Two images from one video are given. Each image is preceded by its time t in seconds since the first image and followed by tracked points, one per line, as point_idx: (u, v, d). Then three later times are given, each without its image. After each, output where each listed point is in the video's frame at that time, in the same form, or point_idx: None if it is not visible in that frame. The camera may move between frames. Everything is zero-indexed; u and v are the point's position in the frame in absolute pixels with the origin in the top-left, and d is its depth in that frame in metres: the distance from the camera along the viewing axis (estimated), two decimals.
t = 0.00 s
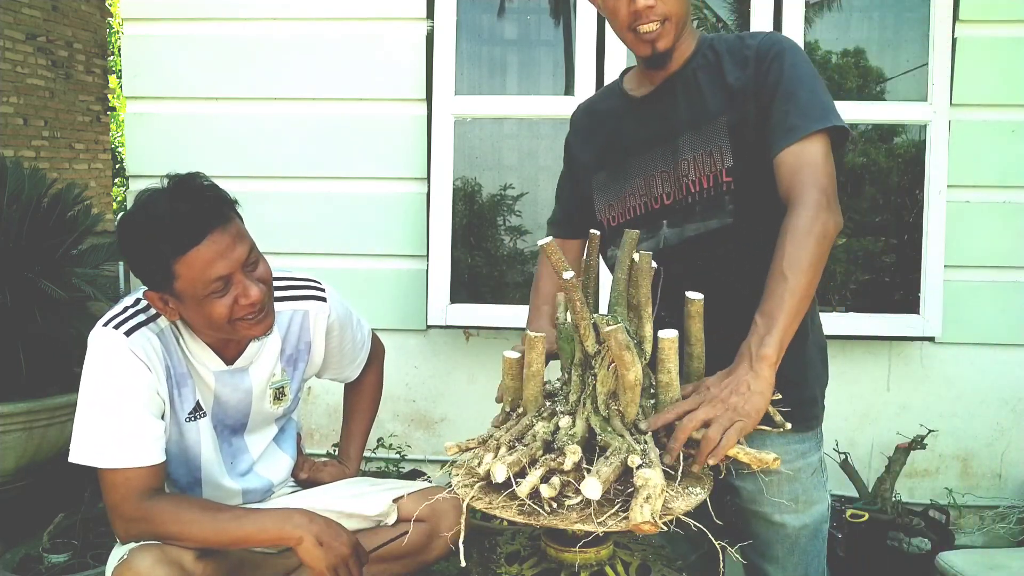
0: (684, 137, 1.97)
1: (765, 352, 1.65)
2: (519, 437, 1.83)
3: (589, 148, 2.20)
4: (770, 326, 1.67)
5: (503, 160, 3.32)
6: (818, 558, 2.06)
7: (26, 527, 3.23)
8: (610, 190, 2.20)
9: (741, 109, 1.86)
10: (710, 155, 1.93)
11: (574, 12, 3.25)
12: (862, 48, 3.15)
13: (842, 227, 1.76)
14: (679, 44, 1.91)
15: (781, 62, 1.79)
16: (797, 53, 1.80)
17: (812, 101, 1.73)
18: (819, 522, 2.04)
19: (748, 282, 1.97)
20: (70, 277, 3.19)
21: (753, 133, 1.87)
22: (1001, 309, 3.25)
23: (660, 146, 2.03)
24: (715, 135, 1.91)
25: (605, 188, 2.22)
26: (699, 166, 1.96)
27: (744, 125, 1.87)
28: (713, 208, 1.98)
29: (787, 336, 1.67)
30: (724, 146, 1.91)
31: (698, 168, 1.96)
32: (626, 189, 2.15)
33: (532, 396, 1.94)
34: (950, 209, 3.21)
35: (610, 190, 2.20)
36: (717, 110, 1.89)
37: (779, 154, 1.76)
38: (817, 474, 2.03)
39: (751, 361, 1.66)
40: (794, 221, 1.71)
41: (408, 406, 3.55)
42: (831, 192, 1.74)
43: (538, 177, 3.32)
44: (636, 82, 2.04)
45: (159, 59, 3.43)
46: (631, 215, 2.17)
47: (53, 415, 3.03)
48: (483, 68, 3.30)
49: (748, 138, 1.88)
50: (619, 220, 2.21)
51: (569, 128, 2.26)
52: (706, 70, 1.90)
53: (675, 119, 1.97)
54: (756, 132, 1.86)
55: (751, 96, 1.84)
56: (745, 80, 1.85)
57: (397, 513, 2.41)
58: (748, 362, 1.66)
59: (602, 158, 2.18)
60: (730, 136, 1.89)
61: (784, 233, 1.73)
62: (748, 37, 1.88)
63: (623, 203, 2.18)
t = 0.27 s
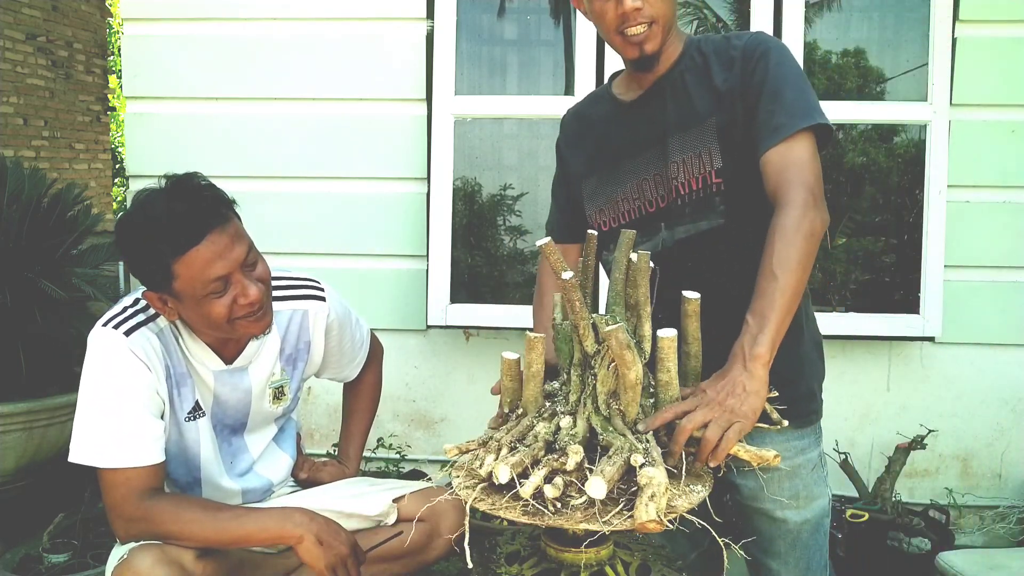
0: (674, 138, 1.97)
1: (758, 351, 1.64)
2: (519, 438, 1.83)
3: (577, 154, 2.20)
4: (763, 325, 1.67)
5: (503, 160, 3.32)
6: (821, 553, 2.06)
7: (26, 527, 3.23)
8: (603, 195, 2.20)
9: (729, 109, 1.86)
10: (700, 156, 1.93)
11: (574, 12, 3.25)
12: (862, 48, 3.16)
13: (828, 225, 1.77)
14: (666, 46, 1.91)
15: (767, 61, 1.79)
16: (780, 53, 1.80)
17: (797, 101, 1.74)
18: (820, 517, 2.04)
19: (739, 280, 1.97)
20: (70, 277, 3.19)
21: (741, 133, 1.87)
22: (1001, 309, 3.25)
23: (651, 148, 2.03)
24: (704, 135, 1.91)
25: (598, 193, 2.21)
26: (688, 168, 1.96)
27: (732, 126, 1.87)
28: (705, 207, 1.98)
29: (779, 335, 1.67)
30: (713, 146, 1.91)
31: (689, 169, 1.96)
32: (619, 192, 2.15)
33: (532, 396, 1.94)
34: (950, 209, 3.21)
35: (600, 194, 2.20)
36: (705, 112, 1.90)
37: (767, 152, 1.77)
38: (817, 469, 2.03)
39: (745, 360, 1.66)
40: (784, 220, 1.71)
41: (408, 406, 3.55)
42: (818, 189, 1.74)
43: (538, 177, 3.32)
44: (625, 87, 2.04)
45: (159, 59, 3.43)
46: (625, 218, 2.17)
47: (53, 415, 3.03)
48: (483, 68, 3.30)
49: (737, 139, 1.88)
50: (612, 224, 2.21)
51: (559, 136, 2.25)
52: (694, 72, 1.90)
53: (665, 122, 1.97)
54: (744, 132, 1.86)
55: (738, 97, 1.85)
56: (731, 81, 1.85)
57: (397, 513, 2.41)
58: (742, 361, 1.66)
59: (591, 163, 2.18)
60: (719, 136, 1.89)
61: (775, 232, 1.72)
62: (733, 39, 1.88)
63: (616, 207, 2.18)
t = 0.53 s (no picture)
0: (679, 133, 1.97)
1: (755, 349, 1.65)
2: (518, 438, 1.83)
3: (584, 144, 2.20)
4: (756, 321, 1.67)
5: (503, 160, 3.32)
6: (814, 554, 2.06)
7: (26, 527, 3.23)
8: (604, 186, 2.19)
9: (737, 108, 1.87)
10: (704, 152, 1.93)
11: (574, 12, 3.25)
12: (862, 48, 3.15)
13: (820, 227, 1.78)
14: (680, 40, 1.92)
15: (779, 65, 1.80)
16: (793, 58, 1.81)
17: (804, 104, 1.74)
18: (812, 519, 2.04)
19: (737, 276, 1.97)
20: (70, 277, 3.19)
21: (748, 132, 1.87)
22: (1001, 309, 3.25)
23: (655, 142, 2.03)
24: (710, 132, 1.92)
25: (598, 184, 2.21)
26: (693, 162, 1.96)
27: (740, 124, 1.88)
28: (704, 204, 1.97)
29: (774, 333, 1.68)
30: (717, 143, 1.91)
31: (691, 164, 1.96)
32: (618, 184, 2.14)
33: (531, 397, 1.94)
34: (950, 209, 3.21)
35: (602, 185, 2.19)
36: (714, 108, 1.90)
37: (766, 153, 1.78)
38: (809, 472, 2.03)
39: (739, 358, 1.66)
40: (778, 220, 1.72)
41: (408, 406, 3.55)
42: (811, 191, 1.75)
43: (538, 177, 3.32)
44: (634, 80, 2.05)
45: (159, 60, 3.43)
46: (622, 210, 2.16)
47: (53, 415, 3.03)
48: (483, 69, 3.30)
49: (744, 137, 1.88)
50: (609, 215, 2.20)
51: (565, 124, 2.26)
52: (706, 70, 1.92)
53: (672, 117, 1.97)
54: (751, 130, 1.86)
55: (748, 96, 1.85)
56: (743, 79, 1.86)
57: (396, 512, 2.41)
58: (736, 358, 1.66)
59: (596, 154, 2.17)
60: (724, 133, 1.90)
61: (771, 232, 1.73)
62: (747, 41, 1.89)
63: (614, 199, 2.17)
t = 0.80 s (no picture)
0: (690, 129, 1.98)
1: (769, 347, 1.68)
2: (518, 438, 1.83)
3: (595, 136, 2.21)
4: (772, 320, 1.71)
5: (502, 160, 3.32)
6: (809, 557, 2.06)
7: (26, 527, 3.23)
8: (610, 178, 2.19)
9: (752, 109, 1.88)
10: (713, 149, 1.94)
11: (574, 12, 3.25)
12: (862, 48, 3.16)
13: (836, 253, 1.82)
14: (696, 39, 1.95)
15: (801, 75, 1.81)
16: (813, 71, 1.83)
17: (825, 115, 1.77)
18: (807, 522, 2.03)
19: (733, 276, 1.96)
20: (70, 277, 3.19)
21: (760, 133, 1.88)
22: (1001, 309, 3.25)
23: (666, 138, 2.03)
24: (721, 130, 1.92)
25: (605, 176, 2.21)
26: (700, 159, 1.96)
27: (753, 125, 1.88)
28: (709, 201, 1.96)
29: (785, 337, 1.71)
30: (728, 141, 1.91)
31: (700, 161, 1.96)
32: (625, 176, 2.14)
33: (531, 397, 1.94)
34: (950, 209, 3.21)
35: (608, 178, 2.19)
36: (728, 108, 1.91)
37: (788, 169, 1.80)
38: (804, 474, 2.02)
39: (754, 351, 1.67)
40: (799, 234, 1.77)
41: (408, 406, 3.55)
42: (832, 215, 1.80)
43: (538, 177, 3.32)
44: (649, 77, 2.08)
45: (159, 60, 3.43)
46: (624, 202, 2.16)
47: (53, 415, 3.03)
48: (483, 69, 3.30)
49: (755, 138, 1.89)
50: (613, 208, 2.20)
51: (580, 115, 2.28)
52: (721, 70, 1.94)
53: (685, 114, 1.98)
54: (763, 133, 1.87)
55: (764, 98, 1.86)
56: (760, 82, 1.87)
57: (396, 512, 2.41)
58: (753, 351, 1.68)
59: (606, 146, 2.18)
60: (735, 133, 1.90)
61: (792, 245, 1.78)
62: (767, 47, 1.90)
63: (619, 192, 2.17)
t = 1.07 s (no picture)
0: (697, 126, 1.97)
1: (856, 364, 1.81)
2: (518, 438, 1.83)
3: (602, 131, 2.21)
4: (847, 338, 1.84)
5: (502, 160, 3.32)
6: (807, 562, 2.05)
7: (26, 527, 3.23)
8: (615, 174, 2.19)
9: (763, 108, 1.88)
10: (721, 147, 1.93)
11: (574, 12, 3.25)
12: (862, 48, 3.16)
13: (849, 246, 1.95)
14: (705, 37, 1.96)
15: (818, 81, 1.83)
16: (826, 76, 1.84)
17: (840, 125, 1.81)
18: (805, 526, 2.04)
19: (730, 275, 1.95)
20: (71, 277, 3.19)
21: (772, 133, 1.88)
22: (1001, 309, 3.25)
23: (671, 134, 2.02)
24: (729, 128, 1.92)
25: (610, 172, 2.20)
26: (708, 156, 1.95)
27: (764, 124, 1.88)
28: (714, 198, 1.95)
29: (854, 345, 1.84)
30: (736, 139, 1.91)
31: (706, 158, 1.96)
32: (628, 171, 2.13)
33: (531, 396, 1.94)
34: (950, 209, 3.21)
35: (614, 174, 2.19)
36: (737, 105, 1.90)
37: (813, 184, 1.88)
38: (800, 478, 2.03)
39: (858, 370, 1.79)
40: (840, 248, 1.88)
41: (408, 406, 3.55)
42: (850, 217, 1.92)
43: (538, 177, 3.32)
44: (654, 75, 2.09)
45: (159, 60, 3.43)
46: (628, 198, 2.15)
47: (53, 415, 3.03)
48: (483, 69, 3.30)
49: (765, 137, 1.89)
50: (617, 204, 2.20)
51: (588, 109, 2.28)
52: (730, 67, 1.95)
53: (693, 110, 1.97)
54: (774, 134, 1.88)
55: (778, 99, 1.87)
56: (776, 81, 1.87)
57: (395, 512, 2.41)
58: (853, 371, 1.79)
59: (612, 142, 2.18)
60: (744, 130, 1.89)
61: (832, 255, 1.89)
62: (781, 48, 1.90)
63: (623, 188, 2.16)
